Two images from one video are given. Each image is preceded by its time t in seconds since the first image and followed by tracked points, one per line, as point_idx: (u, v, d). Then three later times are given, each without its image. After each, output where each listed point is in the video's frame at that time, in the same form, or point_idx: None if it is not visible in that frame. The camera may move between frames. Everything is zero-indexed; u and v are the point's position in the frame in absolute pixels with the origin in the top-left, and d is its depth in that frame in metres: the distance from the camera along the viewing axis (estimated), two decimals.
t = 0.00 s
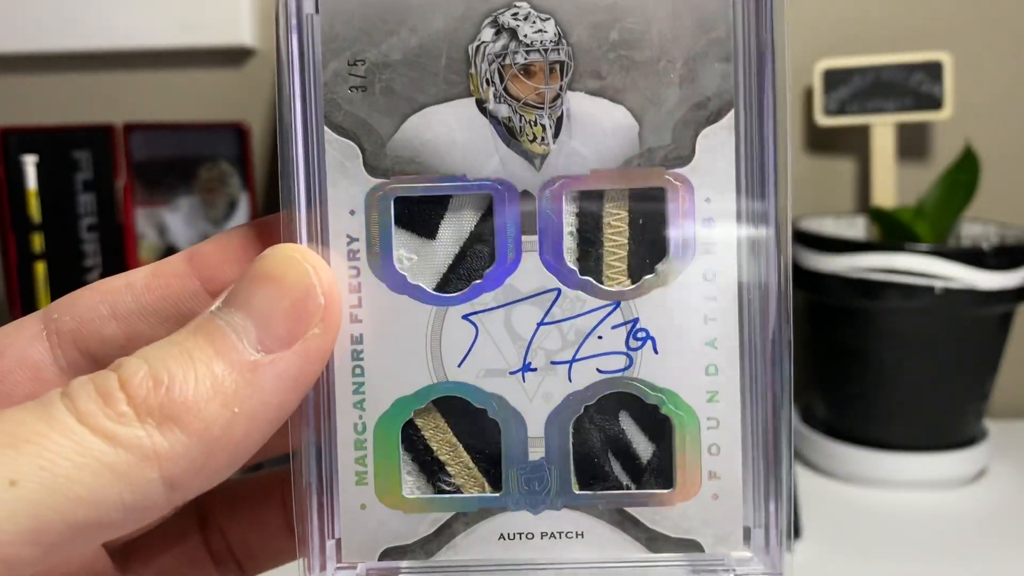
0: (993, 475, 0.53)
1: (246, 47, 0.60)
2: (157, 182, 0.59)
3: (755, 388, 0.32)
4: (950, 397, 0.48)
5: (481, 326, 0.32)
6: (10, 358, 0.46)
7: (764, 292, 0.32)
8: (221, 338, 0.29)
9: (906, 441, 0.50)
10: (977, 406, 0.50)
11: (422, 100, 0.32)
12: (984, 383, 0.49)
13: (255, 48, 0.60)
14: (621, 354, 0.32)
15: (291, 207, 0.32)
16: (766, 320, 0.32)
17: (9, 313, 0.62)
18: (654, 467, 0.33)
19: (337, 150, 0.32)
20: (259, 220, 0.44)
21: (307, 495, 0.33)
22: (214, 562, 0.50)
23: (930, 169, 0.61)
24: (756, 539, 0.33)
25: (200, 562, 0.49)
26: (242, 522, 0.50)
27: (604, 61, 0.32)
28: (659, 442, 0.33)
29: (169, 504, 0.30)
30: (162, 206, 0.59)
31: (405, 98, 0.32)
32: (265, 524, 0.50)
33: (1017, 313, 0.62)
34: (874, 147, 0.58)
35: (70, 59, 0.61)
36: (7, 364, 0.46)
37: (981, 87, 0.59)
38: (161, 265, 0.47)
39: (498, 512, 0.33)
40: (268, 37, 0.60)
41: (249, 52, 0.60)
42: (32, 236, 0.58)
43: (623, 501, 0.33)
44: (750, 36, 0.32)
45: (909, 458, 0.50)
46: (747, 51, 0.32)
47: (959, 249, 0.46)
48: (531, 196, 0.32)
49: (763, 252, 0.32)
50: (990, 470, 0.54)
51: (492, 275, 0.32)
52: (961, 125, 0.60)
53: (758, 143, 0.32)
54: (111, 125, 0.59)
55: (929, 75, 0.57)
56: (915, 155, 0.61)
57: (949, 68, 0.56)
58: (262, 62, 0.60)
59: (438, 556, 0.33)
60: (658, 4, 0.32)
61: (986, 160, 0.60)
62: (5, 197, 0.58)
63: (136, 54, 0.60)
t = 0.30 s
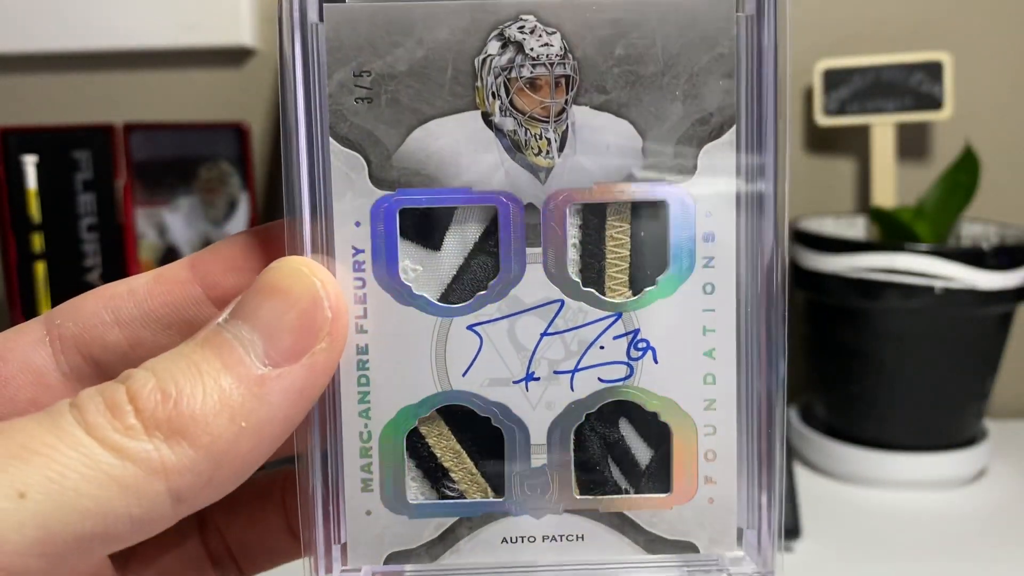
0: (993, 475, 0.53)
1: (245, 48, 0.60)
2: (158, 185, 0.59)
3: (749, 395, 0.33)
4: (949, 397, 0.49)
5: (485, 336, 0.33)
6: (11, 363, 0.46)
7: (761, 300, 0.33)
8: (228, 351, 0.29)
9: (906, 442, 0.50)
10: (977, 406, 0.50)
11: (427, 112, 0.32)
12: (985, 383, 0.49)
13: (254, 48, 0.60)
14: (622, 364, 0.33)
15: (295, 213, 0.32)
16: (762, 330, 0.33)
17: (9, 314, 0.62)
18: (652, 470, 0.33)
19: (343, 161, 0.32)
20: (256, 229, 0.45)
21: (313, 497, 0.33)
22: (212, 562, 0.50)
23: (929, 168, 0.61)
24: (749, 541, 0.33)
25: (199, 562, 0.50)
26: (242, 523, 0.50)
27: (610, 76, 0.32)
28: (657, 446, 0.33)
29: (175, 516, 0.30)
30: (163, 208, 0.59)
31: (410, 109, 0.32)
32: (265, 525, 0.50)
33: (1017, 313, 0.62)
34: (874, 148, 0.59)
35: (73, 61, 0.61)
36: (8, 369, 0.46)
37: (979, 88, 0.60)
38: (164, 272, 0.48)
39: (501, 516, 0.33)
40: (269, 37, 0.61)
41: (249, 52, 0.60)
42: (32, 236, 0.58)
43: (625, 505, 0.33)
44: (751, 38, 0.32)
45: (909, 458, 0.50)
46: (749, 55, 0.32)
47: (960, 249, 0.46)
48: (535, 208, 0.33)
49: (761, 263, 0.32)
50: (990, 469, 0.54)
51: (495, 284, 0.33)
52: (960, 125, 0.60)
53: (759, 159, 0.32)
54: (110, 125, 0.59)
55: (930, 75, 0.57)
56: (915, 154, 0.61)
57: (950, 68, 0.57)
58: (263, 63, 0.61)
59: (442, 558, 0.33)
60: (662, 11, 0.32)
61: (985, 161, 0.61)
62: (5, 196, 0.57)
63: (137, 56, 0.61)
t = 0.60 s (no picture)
0: (992, 475, 0.53)
1: (245, 48, 0.60)
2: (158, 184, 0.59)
3: (746, 397, 0.33)
4: (948, 397, 0.49)
5: (482, 331, 0.33)
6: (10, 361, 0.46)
7: (758, 296, 0.33)
8: (225, 345, 0.29)
9: (905, 441, 0.50)
10: (977, 406, 0.50)
11: (424, 109, 0.32)
12: (984, 382, 0.49)
13: (254, 48, 0.60)
14: (619, 359, 0.33)
15: (292, 211, 0.32)
16: (760, 331, 0.33)
17: (8, 313, 0.62)
18: (650, 466, 0.34)
19: (340, 158, 0.32)
20: (256, 225, 0.44)
21: (309, 494, 0.33)
22: (212, 562, 0.50)
23: (929, 168, 0.61)
24: (748, 539, 0.33)
25: (198, 562, 0.50)
26: (241, 521, 0.50)
27: (605, 72, 0.32)
28: (655, 441, 0.34)
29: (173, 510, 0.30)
30: (163, 207, 0.59)
31: (407, 105, 0.32)
32: (264, 522, 0.50)
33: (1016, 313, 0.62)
34: (875, 148, 0.59)
35: (73, 60, 0.61)
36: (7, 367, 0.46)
37: (977, 88, 0.60)
38: (162, 269, 0.48)
39: (499, 513, 0.33)
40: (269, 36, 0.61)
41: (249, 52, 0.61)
42: (32, 236, 0.58)
43: (622, 502, 0.33)
44: (747, 36, 0.32)
45: (909, 458, 0.50)
46: (745, 54, 0.32)
47: (960, 249, 0.46)
48: (533, 203, 0.33)
49: (758, 264, 0.32)
50: (989, 469, 0.54)
51: (493, 281, 0.33)
52: (960, 125, 0.60)
53: (754, 156, 0.32)
54: (111, 125, 0.59)
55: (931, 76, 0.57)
56: (915, 154, 0.61)
57: (950, 68, 0.57)
58: (262, 62, 0.61)
59: (441, 555, 0.33)
60: (659, 10, 0.32)
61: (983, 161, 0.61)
62: (5, 196, 0.57)
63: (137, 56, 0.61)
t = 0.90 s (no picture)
0: (992, 474, 0.53)
1: (245, 48, 0.61)
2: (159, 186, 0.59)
3: (743, 397, 0.33)
4: (948, 397, 0.49)
5: (482, 331, 0.33)
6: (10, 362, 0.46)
7: (756, 296, 0.33)
8: (227, 346, 0.29)
9: (905, 441, 0.51)
10: (977, 406, 0.50)
11: (425, 110, 0.33)
12: (984, 382, 0.49)
13: (254, 48, 0.61)
14: (619, 359, 0.33)
15: (292, 212, 0.32)
16: (755, 335, 0.33)
17: (8, 313, 0.62)
18: (649, 465, 0.34)
19: (341, 159, 0.33)
20: (258, 225, 0.44)
21: (310, 494, 0.33)
22: (212, 561, 0.51)
23: (929, 169, 0.61)
24: (746, 536, 0.34)
25: (198, 561, 0.50)
26: (241, 522, 0.50)
27: (604, 74, 0.33)
28: (653, 440, 0.34)
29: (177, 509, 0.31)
30: (163, 208, 0.59)
31: (408, 106, 0.33)
32: (265, 523, 0.50)
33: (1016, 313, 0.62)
34: (875, 147, 0.59)
35: (73, 61, 0.61)
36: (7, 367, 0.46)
37: (976, 88, 0.60)
38: (162, 270, 0.48)
39: (500, 510, 0.34)
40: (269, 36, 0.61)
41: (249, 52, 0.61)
42: (32, 236, 0.58)
43: (621, 501, 0.33)
44: (744, 37, 0.32)
45: (909, 458, 0.50)
46: (743, 54, 0.32)
47: (960, 249, 0.46)
48: (532, 203, 0.33)
49: (753, 267, 0.33)
50: (989, 469, 0.54)
51: (491, 281, 0.33)
52: (959, 126, 0.60)
53: (751, 158, 0.33)
54: (111, 126, 0.59)
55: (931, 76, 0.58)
56: (915, 155, 0.62)
57: (949, 69, 0.57)
58: (263, 63, 0.61)
59: (441, 554, 0.33)
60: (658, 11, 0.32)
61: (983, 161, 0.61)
62: (4, 196, 0.58)
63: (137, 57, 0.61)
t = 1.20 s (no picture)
0: (993, 475, 0.53)
1: (245, 48, 0.60)
2: (158, 184, 0.59)
3: (751, 394, 0.32)
4: (948, 397, 0.49)
5: (480, 323, 0.33)
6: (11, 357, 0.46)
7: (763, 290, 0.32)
8: (222, 331, 0.29)
9: (906, 441, 0.50)
10: (977, 406, 0.50)
11: (423, 101, 0.33)
12: (984, 383, 0.49)
13: (254, 48, 0.60)
14: (619, 352, 0.33)
15: (293, 208, 0.32)
16: (761, 334, 0.32)
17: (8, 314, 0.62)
18: (653, 464, 0.33)
19: (340, 149, 0.33)
20: (265, 220, 0.44)
21: (302, 492, 0.33)
22: (213, 561, 0.51)
23: (928, 169, 0.61)
24: (757, 542, 0.33)
25: (199, 560, 0.50)
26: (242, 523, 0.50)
27: (603, 64, 0.33)
28: (657, 438, 0.33)
29: (175, 499, 0.30)
30: (162, 207, 0.59)
31: (407, 97, 0.33)
32: (266, 525, 0.50)
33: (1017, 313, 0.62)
34: (875, 146, 0.59)
35: (73, 60, 0.61)
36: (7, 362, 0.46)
37: (976, 88, 0.60)
38: (162, 266, 0.48)
39: (500, 511, 0.33)
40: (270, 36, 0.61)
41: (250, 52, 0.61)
42: (32, 236, 0.58)
43: (623, 501, 0.33)
44: (744, 32, 0.32)
45: (907, 458, 0.50)
46: (743, 52, 0.32)
47: (960, 249, 0.46)
48: (530, 193, 0.33)
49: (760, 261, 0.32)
50: (990, 470, 0.54)
51: (490, 272, 0.33)
52: (959, 125, 0.60)
53: (754, 150, 0.32)
54: (111, 125, 0.59)
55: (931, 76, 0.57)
56: (915, 155, 0.61)
57: (949, 69, 0.57)
58: (263, 62, 0.61)
59: (436, 554, 0.33)
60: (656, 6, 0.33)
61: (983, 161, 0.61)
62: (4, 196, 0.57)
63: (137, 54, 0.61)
